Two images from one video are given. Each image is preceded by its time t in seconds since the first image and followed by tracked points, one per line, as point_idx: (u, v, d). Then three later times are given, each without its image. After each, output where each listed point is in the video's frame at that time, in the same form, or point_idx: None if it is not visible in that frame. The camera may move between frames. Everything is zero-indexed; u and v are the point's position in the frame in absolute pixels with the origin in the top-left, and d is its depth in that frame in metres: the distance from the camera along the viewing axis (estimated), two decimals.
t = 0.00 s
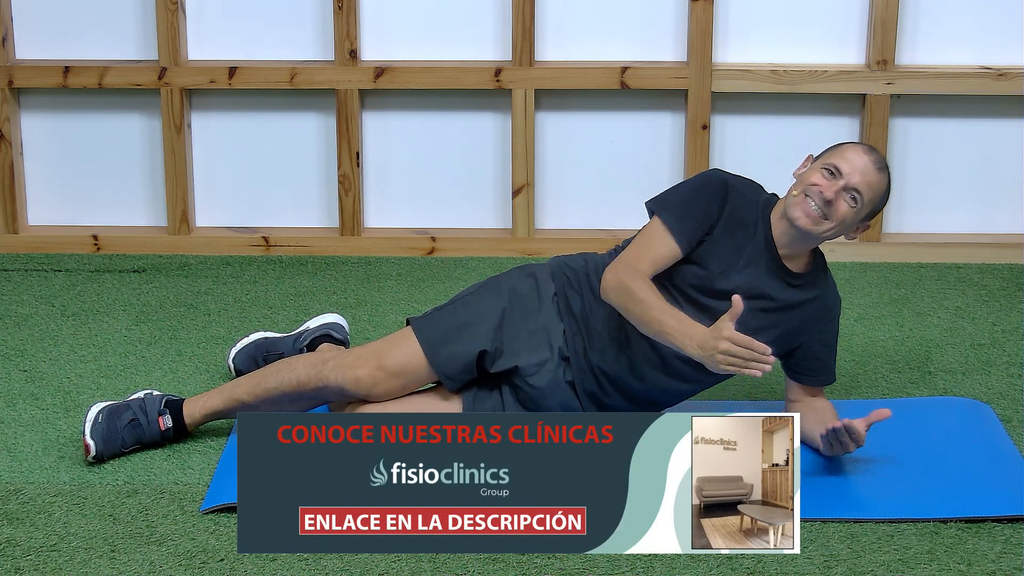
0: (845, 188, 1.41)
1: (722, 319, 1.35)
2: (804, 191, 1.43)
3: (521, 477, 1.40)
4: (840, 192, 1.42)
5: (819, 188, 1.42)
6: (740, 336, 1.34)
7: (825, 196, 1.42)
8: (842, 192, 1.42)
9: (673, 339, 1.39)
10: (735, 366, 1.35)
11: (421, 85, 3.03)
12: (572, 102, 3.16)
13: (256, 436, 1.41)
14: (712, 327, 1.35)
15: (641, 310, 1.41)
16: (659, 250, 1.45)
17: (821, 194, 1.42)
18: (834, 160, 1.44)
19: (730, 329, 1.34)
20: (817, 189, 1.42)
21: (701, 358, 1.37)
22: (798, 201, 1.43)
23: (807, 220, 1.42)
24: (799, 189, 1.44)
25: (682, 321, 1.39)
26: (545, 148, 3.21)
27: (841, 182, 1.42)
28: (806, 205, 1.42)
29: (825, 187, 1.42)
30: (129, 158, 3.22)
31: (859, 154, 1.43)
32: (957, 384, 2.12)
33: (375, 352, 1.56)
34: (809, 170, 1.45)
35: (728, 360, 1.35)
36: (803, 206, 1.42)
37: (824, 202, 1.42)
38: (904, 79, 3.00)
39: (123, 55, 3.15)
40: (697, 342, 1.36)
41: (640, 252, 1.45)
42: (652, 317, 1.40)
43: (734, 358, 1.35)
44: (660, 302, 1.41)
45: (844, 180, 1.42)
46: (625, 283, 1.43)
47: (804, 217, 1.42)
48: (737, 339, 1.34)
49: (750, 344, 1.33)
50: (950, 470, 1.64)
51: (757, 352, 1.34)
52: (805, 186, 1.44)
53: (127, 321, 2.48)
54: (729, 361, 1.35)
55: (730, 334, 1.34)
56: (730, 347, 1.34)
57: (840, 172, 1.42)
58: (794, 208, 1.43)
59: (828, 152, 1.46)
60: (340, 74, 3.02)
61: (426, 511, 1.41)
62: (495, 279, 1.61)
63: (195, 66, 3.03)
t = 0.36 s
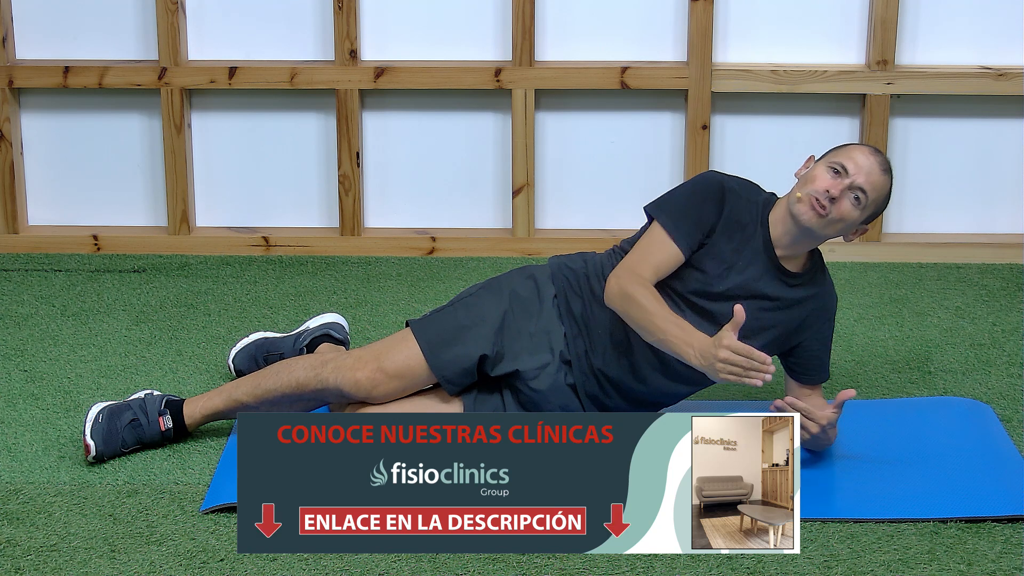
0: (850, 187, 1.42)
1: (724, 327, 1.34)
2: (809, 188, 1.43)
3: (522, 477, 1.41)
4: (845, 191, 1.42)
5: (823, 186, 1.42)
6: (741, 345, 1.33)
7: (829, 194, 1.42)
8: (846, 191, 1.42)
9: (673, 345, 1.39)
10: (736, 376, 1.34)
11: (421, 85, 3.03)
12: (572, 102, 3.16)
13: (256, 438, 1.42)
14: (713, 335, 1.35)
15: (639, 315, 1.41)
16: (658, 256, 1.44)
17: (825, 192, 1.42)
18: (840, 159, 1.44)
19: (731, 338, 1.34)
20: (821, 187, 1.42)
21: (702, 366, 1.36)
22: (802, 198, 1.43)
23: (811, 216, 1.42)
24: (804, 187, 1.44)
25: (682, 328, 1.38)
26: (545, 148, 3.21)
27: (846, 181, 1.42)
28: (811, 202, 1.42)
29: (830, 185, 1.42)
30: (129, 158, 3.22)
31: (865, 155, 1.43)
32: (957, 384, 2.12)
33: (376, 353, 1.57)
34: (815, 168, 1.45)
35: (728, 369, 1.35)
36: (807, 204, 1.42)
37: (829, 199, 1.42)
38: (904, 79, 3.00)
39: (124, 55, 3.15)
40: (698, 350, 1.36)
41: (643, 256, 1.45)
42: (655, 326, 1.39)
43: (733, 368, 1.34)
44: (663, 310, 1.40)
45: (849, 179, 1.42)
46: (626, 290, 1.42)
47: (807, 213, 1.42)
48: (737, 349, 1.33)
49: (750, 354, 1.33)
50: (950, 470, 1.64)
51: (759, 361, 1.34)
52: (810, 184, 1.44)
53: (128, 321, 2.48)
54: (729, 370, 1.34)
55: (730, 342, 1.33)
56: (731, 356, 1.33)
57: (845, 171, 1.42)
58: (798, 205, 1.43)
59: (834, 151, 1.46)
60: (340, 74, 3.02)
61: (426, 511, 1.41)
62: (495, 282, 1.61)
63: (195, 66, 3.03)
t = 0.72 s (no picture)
0: (838, 203, 1.40)
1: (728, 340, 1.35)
2: (799, 200, 1.43)
3: (522, 477, 1.41)
4: (833, 207, 1.40)
5: (812, 199, 1.41)
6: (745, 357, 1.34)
7: (816, 209, 1.41)
8: (834, 207, 1.40)
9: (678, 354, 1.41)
10: (740, 386, 1.36)
11: (421, 85, 3.03)
12: (572, 102, 3.16)
13: (256, 436, 1.41)
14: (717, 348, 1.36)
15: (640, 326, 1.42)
16: (653, 260, 1.46)
17: (813, 206, 1.41)
18: (835, 172, 1.42)
19: (734, 352, 1.35)
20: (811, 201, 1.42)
21: (708, 375, 1.38)
22: (791, 210, 1.43)
23: (795, 228, 1.42)
24: (795, 197, 1.44)
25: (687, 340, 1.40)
26: (545, 148, 3.21)
27: (835, 198, 1.40)
28: (797, 214, 1.42)
29: (819, 200, 1.41)
30: (129, 158, 3.22)
31: (862, 170, 1.41)
32: (957, 384, 2.12)
33: (376, 353, 1.57)
34: (810, 179, 1.44)
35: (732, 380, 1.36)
36: (794, 216, 1.42)
37: (815, 214, 1.41)
38: (904, 79, 3.00)
39: (124, 55, 3.15)
40: (703, 360, 1.38)
41: (638, 263, 1.46)
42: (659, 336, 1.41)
43: (737, 378, 1.35)
44: (666, 322, 1.41)
45: (838, 195, 1.40)
46: (628, 302, 1.43)
47: (792, 225, 1.42)
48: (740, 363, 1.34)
49: (754, 367, 1.34)
50: (950, 470, 1.64)
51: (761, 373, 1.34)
52: (801, 196, 1.43)
53: (128, 321, 2.48)
54: (733, 381, 1.36)
55: (734, 355, 1.34)
56: (734, 370, 1.35)
57: (837, 186, 1.41)
58: (784, 216, 1.43)
59: (834, 162, 1.44)
60: (340, 74, 3.02)
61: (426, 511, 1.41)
62: (495, 280, 1.62)
63: (195, 66, 3.03)
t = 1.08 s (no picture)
0: (853, 188, 1.42)
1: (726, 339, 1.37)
2: (812, 194, 1.43)
3: (522, 477, 1.41)
4: (848, 193, 1.42)
5: (827, 190, 1.43)
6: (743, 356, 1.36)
7: (834, 198, 1.42)
8: (850, 192, 1.42)
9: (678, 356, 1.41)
10: (738, 386, 1.38)
11: (421, 85, 3.03)
12: (572, 102, 3.16)
13: (256, 437, 1.42)
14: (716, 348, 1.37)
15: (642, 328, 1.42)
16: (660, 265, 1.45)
17: (829, 196, 1.42)
18: (839, 160, 1.45)
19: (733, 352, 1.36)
20: (826, 191, 1.43)
21: (706, 375, 1.39)
22: (807, 204, 1.43)
23: (818, 222, 1.42)
24: (807, 192, 1.44)
25: (685, 341, 1.40)
26: (545, 148, 3.21)
27: (849, 183, 1.42)
28: (815, 208, 1.42)
29: (833, 189, 1.42)
30: (129, 158, 3.22)
31: (863, 152, 1.44)
32: (957, 384, 2.12)
33: (376, 355, 1.56)
34: (815, 171, 1.45)
35: (729, 380, 1.38)
36: (812, 210, 1.42)
37: (833, 203, 1.42)
38: (904, 79, 3.00)
39: (124, 55, 3.15)
40: (701, 362, 1.38)
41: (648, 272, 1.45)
42: (659, 336, 1.41)
43: (735, 378, 1.37)
44: (665, 321, 1.41)
45: (851, 180, 1.42)
46: (627, 300, 1.43)
47: (813, 219, 1.42)
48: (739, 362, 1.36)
49: (752, 366, 1.35)
50: (950, 469, 1.64)
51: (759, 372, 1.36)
52: (813, 190, 1.44)
53: (128, 321, 2.48)
54: (731, 381, 1.37)
55: (734, 354, 1.36)
56: (733, 370, 1.36)
57: (846, 172, 1.43)
58: (803, 212, 1.43)
59: (831, 152, 1.46)
60: (340, 74, 3.02)
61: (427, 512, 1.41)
62: (495, 282, 1.61)
63: (195, 66, 3.03)
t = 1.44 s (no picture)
0: (848, 173, 1.43)
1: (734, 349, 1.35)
2: (809, 186, 1.44)
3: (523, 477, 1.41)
4: (845, 178, 1.43)
5: (823, 179, 1.43)
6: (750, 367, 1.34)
7: (832, 186, 1.43)
8: (846, 178, 1.43)
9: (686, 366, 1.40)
10: (745, 397, 1.36)
11: (421, 85, 3.03)
12: (572, 102, 3.16)
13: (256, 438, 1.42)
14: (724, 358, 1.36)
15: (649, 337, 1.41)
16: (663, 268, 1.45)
17: (826, 184, 1.43)
18: (828, 150, 1.46)
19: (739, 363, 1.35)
20: (822, 181, 1.43)
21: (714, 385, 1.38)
22: (806, 197, 1.43)
23: (819, 212, 1.42)
24: (803, 185, 1.44)
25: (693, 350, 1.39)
26: (545, 148, 3.21)
27: (844, 169, 1.43)
28: (815, 199, 1.42)
29: (830, 177, 1.43)
30: (129, 159, 3.22)
31: (851, 139, 1.46)
32: (957, 384, 2.12)
33: (376, 357, 1.56)
34: (807, 165, 1.46)
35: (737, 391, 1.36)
36: (812, 201, 1.43)
37: (832, 191, 1.43)
38: (904, 79, 3.00)
39: (124, 55, 3.15)
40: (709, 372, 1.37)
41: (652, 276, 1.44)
42: (665, 344, 1.40)
43: (742, 389, 1.35)
44: (676, 332, 1.40)
45: (845, 166, 1.43)
46: (635, 309, 1.41)
47: (815, 210, 1.42)
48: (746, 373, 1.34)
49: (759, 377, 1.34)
50: (951, 469, 1.64)
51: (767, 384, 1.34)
52: (809, 182, 1.44)
53: (128, 321, 2.48)
54: (738, 392, 1.36)
55: (740, 365, 1.34)
56: (739, 381, 1.35)
57: (839, 160, 1.44)
58: (803, 205, 1.43)
59: (819, 145, 1.47)
60: (340, 74, 3.02)
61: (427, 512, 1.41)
62: (495, 285, 1.61)
63: (195, 66, 3.03)
